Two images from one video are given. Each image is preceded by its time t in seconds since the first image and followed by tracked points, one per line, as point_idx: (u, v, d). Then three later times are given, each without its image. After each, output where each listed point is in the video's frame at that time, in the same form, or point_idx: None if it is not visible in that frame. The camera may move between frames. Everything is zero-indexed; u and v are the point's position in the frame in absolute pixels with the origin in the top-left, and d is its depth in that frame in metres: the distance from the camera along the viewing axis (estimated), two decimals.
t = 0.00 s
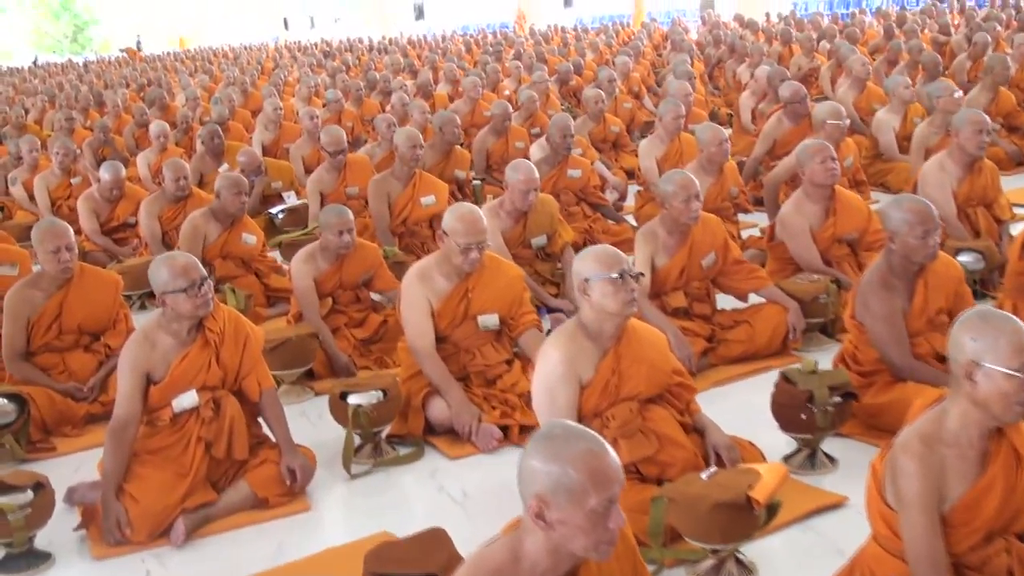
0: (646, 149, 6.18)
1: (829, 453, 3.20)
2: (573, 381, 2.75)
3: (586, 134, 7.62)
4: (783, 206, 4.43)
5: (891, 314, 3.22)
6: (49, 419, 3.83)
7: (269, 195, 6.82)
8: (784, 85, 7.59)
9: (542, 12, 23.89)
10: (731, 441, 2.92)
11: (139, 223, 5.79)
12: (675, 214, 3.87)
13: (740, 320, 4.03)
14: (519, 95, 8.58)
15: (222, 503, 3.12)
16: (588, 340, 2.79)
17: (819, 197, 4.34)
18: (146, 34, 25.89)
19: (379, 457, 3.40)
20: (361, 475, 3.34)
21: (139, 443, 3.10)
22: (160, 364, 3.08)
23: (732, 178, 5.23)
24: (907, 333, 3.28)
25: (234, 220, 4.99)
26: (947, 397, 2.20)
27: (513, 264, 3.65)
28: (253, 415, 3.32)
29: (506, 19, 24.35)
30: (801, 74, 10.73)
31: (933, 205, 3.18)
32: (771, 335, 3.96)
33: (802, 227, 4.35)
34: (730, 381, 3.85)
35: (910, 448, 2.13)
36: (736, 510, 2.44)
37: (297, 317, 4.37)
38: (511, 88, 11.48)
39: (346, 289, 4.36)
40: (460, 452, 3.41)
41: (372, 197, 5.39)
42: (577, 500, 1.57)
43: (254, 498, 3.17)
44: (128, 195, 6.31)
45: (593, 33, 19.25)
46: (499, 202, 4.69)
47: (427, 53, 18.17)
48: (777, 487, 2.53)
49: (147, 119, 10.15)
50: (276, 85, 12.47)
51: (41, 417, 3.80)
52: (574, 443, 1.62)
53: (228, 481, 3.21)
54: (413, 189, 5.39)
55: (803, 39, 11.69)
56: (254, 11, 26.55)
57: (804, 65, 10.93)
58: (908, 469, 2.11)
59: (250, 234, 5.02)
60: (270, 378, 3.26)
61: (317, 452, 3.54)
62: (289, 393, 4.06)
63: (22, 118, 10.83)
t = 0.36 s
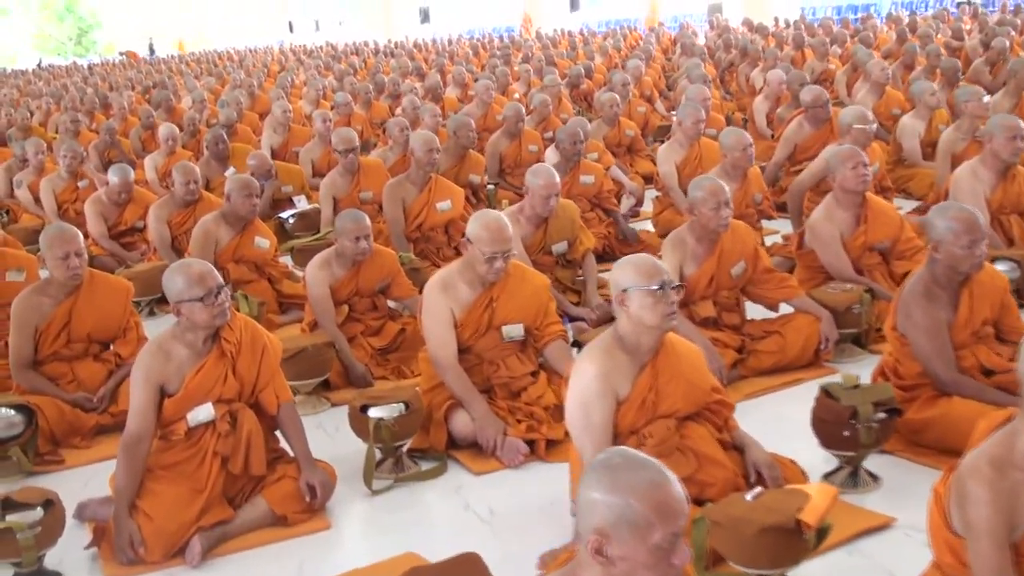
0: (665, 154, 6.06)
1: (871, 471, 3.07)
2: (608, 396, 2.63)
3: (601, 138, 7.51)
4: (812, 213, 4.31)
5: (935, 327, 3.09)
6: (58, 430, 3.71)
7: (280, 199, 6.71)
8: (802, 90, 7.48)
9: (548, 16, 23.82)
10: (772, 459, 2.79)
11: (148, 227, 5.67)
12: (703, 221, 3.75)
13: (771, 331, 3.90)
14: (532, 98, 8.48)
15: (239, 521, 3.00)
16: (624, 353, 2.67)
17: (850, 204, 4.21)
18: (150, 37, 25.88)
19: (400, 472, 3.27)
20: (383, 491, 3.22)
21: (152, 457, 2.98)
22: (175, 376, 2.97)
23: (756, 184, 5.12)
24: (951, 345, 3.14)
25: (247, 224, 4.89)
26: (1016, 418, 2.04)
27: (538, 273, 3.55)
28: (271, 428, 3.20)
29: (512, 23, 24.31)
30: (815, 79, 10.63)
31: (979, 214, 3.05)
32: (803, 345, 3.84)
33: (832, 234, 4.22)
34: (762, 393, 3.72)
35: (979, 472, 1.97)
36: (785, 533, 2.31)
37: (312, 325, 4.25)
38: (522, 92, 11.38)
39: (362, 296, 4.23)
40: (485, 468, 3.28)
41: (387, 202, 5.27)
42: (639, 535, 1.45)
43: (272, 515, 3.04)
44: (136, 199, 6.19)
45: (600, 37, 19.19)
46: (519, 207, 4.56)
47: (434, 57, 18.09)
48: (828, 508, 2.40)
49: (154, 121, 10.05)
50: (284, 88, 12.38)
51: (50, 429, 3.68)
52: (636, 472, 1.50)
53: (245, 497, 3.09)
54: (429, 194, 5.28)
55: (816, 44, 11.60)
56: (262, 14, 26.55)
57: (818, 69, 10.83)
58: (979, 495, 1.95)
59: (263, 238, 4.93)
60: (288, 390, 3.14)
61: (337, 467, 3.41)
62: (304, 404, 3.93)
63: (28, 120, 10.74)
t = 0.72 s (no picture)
0: (686, 146, 5.93)
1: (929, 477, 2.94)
2: (661, 406, 2.49)
3: (615, 131, 7.37)
4: (849, 206, 4.18)
5: (995, 327, 2.95)
6: (74, 442, 3.55)
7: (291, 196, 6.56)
8: (819, 79, 7.33)
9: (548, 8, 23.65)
10: (830, 468, 2.66)
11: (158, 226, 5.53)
12: (741, 217, 3.61)
13: (811, 330, 3.78)
14: (543, 90, 8.35)
15: (270, 537, 2.88)
16: (677, 360, 2.53)
17: (888, 196, 4.07)
18: (148, 32, 25.69)
19: (435, 483, 3.14)
20: (417, 503, 3.09)
21: (179, 472, 2.85)
22: (200, 387, 2.84)
23: (784, 177, 4.98)
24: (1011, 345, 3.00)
25: (260, 222, 4.76)
26: None
27: (573, 274, 3.41)
28: (300, 439, 3.07)
29: (512, 15, 24.16)
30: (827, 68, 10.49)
31: None
32: (845, 345, 3.71)
33: (870, 228, 4.09)
34: (805, 394, 3.59)
35: None
36: (857, 551, 2.20)
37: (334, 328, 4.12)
38: (528, 84, 11.24)
39: (385, 297, 4.09)
40: (522, 478, 3.15)
41: (405, 199, 5.14)
42: None
43: (303, 531, 2.92)
44: (145, 198, 6.05)
45: (602, 27, 19.04)
46: (544, 203, 4.42)
47: (436, 49, 17.94)
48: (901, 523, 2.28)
49: (157, 117, 9.90)
50: (287, 82, 12.23)
51: (66, 440, 3.53)
52: (737, 507, 1.38)
53: (275, 513, 2.96)
54: (447, 191, 5.13)
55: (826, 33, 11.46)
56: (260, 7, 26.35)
57: (830, 58, 10.69)
58: None
59: (278, 235, 4.81)
60: (317, 400, 3.01)
61: (367, 477, 3.29)
62: (329, 410, 3.81)
63: (29, 118, 10.58)
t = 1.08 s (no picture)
0: (710, 145, 5.79)
1: (988, 497, 2.82)
2: (713, 420, 2.37)
3: (633, 128, 7.24)
4: (887, 208, 4.04)
5: None
6: (88, 446, 3.42)
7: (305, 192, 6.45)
8: (841, 78, 7.20)
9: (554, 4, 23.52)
10: (888, 487, 2.53)
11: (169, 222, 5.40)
12: (781, 220, 3.47)
13: (852, 338, 3.66)
14: (558, 86, 8.22)
15: (296, 552, 2.75)
16: (730, 372, 2.41)
17: (926, 199, 3.92)
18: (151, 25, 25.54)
19: (466, 496, 3.01)
20: (448, 517, 2.96)
21: (201, 483, 2.73)
22: (223, 394, 2.73)
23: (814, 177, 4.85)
24: None
25: (274, 220, 4.63)
26: None
27: (608, 278, 3.29)
28: (326, 449, 2.94)
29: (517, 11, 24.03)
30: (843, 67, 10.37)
31: None
32: (888, 354, 3.59)
33: (909, 233, 3.95)
34: (848, 405, 3.47)
35: None
36: None
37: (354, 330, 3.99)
38: (538, 80, 11.11)
39: (407, 299, 3.96)
40: (557, 491, 3.02)
41: (423, 196, 5.01)
42: None
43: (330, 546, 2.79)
44: (154, 193, 5.91)
45: (610, 24, 18.91)
46: (571, 203, 4.29)
47: (442, 44, 17.80)
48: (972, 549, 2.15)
49: (164, 111, 9.77)
50: (294, 76, 12.10)
51: (80, 444, 3.39)
52: (843, 547, 1.34)
53: (300, 526, 2.83)
54: (467, 189, 5.00)
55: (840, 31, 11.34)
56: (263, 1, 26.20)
57: (845, 56, 10.57)
58: None
59: (293, 234, 4.67)
60: (345, 408, 2.88)
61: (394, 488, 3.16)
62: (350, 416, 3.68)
63: (34, 110, 10.45)
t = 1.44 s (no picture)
0: (731, 146, 5.64)
1: None
2: (766, 444, 2.21)
3: (649, 129, 7.09)
4: (924, 213, 3.87)
5: None
6: (95, 465, 3.28)
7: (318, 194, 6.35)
8: (861, 77, 7.03)
9: (559, 3, 23.37)
10: (948, 513, 2.38)
11: (176, 226, 5.25)
12: (819, 226, 3.32)
13: (892, 350, 3.51)
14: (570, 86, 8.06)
15: None
16: (783, 392, 2.25)
17: (965, 203, 3.77)
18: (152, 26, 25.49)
19: (494, 518, 2.86)
20: (476, 541, 2.81)
21: (217, 507, 2.59)
22: (241, 413, 2.58)
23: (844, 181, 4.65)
24: None
25: (286, 226, 4.48)
26: None
27: (641, 288, 3.14)
28: (347, 469, 2.79)
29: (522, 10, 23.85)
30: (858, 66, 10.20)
31: None
32: (931, 366, 3.44)
33: (948, 239, 3.78)
34: (891, 418, 3.33)
35: None
36: None
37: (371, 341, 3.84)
38: (547, 80, 10.96)
39: (426, 308, 3.80)
40: (591, 513, 2.87)
41: (439, 200, 4.86)
42: None
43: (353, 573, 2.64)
44: (161, 195, 5.77)
45: (616, 23, 18.74)
46: (595, 207, 4.16)
47: (448, 43, 17.65)
48: None
49: (168, 112, 9.62)
50: (299, 76, 11.94)
51: (86, 462, 3.25)
52: None
53: (322, 552, 2.69)
54: (484, 192, 4.85)
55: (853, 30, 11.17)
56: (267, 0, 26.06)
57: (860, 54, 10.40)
58: None
59: (306, 240, 4.53)
60: (368, 428, 2.72)
61: (418, 508, 3.02)
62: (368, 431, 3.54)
63: (37, 111, 10.31)
